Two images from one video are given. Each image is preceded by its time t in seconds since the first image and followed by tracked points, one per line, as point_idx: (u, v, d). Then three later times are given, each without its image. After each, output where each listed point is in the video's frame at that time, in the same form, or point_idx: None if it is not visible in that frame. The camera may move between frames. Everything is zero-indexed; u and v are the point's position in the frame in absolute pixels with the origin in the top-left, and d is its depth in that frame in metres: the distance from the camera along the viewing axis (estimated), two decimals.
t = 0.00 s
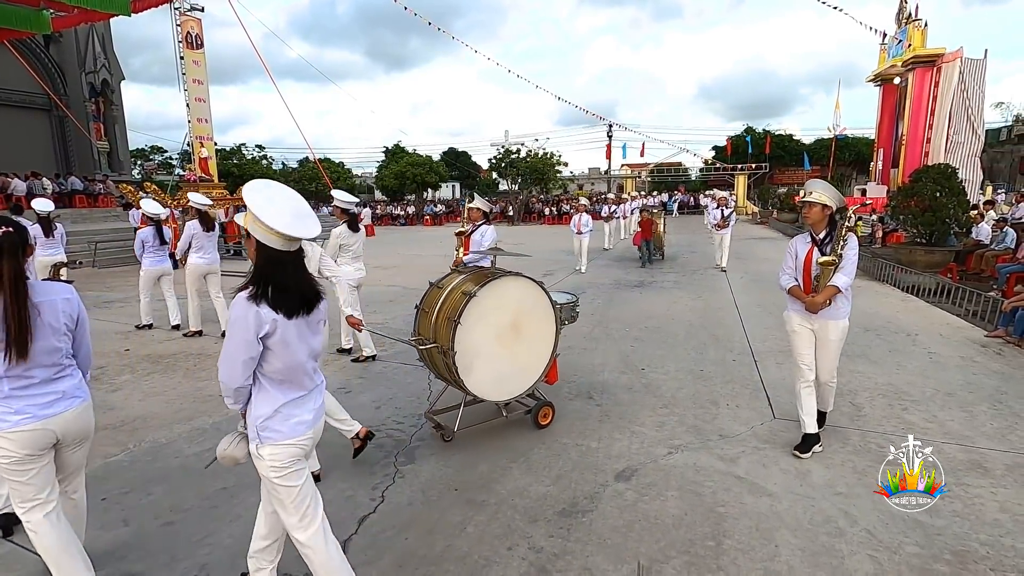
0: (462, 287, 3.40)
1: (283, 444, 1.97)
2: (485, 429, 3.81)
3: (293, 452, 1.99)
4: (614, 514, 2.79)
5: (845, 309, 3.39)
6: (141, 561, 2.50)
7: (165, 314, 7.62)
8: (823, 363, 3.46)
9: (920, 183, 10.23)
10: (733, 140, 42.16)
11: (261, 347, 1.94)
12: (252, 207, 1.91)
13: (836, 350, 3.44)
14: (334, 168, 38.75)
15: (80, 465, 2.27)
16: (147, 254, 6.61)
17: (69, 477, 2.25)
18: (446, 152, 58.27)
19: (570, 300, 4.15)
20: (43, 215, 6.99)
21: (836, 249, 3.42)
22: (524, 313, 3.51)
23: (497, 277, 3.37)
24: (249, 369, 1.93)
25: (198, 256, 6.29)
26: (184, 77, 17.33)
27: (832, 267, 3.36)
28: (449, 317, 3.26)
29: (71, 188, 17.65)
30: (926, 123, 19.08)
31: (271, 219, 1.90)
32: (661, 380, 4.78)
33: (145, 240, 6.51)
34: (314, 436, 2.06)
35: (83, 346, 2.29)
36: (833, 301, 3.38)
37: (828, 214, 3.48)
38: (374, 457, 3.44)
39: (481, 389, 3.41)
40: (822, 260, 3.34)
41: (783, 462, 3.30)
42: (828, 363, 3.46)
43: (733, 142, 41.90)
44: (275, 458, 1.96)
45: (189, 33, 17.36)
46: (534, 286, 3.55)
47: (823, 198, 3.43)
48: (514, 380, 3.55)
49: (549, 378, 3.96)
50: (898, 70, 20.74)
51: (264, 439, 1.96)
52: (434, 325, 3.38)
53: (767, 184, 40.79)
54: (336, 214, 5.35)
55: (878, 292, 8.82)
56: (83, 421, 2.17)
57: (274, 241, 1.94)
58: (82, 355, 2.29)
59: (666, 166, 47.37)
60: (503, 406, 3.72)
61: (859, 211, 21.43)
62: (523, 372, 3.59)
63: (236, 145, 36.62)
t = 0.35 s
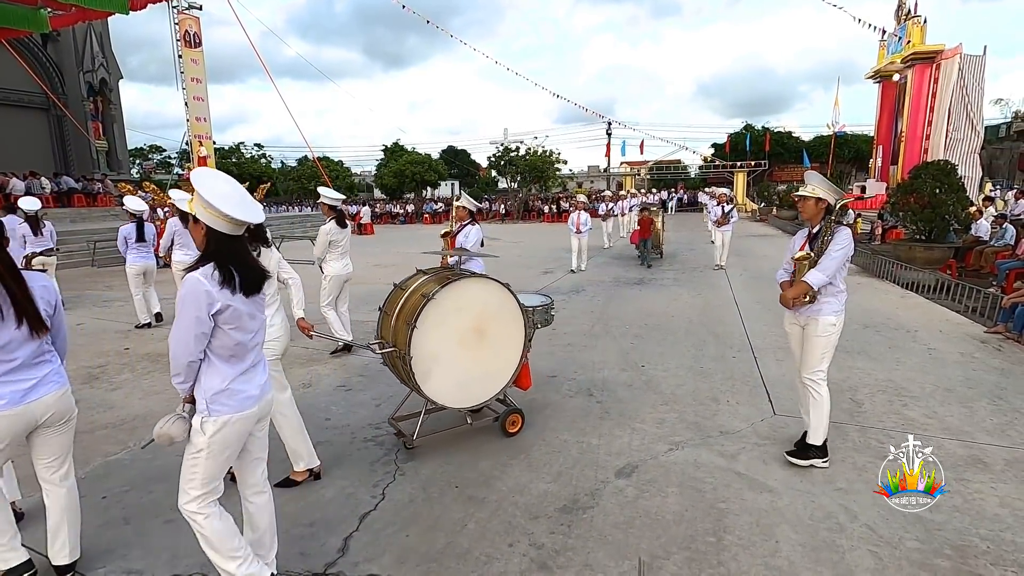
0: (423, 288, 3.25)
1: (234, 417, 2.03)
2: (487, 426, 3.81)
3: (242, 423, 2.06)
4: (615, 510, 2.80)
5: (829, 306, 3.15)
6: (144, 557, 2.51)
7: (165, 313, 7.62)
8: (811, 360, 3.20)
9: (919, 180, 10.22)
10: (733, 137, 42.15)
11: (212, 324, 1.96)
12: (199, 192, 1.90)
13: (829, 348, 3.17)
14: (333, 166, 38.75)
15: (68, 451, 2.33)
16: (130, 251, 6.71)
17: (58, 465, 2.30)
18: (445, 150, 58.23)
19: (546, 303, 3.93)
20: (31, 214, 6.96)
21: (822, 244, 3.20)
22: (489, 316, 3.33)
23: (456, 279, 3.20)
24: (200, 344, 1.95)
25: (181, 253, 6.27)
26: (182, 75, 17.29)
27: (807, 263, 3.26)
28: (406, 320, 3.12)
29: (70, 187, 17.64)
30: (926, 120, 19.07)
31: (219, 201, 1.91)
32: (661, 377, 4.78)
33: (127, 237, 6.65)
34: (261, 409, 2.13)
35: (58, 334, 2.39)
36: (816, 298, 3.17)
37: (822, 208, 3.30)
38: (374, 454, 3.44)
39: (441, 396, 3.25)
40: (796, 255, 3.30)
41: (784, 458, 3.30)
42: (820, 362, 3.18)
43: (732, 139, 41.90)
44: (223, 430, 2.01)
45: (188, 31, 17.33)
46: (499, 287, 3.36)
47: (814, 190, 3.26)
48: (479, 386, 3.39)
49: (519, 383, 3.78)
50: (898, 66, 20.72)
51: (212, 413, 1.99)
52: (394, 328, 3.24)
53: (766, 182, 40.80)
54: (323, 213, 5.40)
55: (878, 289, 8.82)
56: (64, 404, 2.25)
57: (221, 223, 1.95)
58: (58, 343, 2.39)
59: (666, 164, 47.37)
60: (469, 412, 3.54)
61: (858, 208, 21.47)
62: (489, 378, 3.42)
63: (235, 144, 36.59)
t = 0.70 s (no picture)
0: (379, 290, 3.14)
1: (174, 418, 2.03)
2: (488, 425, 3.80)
3: (182, 425, 2.06)
4: (616, 509, 2.79)
5: (811, 310, 3.13)
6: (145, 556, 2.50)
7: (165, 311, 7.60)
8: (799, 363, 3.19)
9: (921, 178, 10.19)
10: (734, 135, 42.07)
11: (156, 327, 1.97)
12: (148, 198, 1.91)
13: (819, 350, 3.13)
14: (333, 164, 38.72)
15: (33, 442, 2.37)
16: (124, 251, 6.74)
17: (22, 459, 2.33)
18: (446, 149, 58.12)
19: (523, 307, 3.71)
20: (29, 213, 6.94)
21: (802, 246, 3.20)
22: (448, 318, 3.17)
23: (410, 280, 3.05)
24: (145, 347, 1.96)
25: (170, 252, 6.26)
26: (183, 73, 17.29)
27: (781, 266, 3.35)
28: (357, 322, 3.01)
29: (71, 185, 17.64)
30: (927, 117, 19.03)
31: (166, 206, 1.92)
32: (662, 375, 4.77)
33: (120, 238, 6.69)
34: (205, 410, 2.13)
35: (15, 333, 2.43)
36: (799, 301, 3.16)
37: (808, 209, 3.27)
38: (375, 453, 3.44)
39: (396, 401, 3.11)
40: (770, 260, 3.41)
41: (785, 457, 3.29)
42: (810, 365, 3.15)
43: (734, 137, 41.83)
44: (158, 430, 2.01)
45: (188, 30, 17.31)
46: (458, 289, 3.19)
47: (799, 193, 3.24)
48: (438, 392, 3.23)
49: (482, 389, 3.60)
50: (899, 63, 20.65)
51: (150, 410, 2.01)
52: (349, 331, 3.14)
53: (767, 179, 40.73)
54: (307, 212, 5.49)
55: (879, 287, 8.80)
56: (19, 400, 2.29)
57: (172, 225, 1.95)
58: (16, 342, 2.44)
59: (667, 162, 47.30)
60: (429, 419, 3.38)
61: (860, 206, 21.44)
62: (449, 384, 3.25)
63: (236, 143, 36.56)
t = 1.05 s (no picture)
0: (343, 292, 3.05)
1: (111, 413, 2.04)
2: (489, 424, 3.80)
3: (121, 421, 2.06)
4: (621, 508, 2.78)
5: (808, 311, 3.11)
6: (149, 555, 2.49)
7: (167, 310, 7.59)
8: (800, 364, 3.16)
9: (926, 174, 10.12)
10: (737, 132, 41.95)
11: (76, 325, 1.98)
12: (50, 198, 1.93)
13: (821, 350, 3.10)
14: (335, 163, 38.72)
15: None
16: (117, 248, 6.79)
17: None
18: (448, 148, 57.96)
19: (497, 310, 3.66)
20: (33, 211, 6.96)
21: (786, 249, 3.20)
22: (412, 321, 3.07)
23: (373, 281, 2.96)
24: (67, 345, 1.97)
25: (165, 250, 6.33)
26: (186, 72, 17.31)
27: (769, 273, 3.39)
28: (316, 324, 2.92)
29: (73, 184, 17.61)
30: (932, 114, 18.94)
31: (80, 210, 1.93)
32: (666, 373, 4.75)
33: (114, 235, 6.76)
34: (146, 405, 2.13)
35: None
36: (797, 302, 3.15)
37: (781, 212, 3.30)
38: (379, 452, 3.43)
39: (356, 407, 3.02)
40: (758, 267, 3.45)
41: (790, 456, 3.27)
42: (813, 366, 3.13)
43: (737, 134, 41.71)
44: (96, 426, 2.02)
45: (190, 28, 17.30)
46: (422, 291, 3.09)
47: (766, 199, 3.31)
48: (401, 398, 3.12)
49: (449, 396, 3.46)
50: (903, 60, 20.54)
51: (86, 407, 2.03)
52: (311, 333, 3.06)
53: (771, 177, 40.58)
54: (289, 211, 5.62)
55: (884, 285, 8.75)
56: None
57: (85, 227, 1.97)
58: None
59: (670, 159, 47.22)
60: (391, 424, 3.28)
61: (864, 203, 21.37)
62: (414, 389, 3.15)
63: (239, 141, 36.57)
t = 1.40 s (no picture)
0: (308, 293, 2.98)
1: (81, 411, 2.02)
2: (492, 423, 3.79)
3: (97, 419, 2.04)
4: (625, 507, 2.77)
5: (806, 308, 3.06)
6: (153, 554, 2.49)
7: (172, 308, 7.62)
8: (791, 361, 3.09)
9: (931, 171, 10.06)
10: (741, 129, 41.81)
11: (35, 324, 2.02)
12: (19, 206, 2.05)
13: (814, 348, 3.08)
14: (339, 161, 38.76)
15: None
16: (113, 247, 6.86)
17: None
18: (451, 145, 57.83)
19: (471, 312, 3.66)
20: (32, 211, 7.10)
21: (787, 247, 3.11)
22: (380, 324, 2.99)
23: (337, 283, 2.88)
24: (28, 340, 2.10)
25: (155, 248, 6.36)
26: (188, 71, 17.33)
27: (769, 271, 3.36)
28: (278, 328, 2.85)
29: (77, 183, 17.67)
30: (937, 110, 18.83)
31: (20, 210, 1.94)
32: (670, 371, 4.73)
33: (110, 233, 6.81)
34: (118, 402, 2.08)
35: None
36: (794, 301, 3.10)
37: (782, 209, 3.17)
38: (383, 450, 3.43)
39: (322, 411, 2.96)
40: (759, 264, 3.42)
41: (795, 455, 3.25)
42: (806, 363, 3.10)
43: (741, 131, 41.57)
44: (73, 421, 2.02)
45: (194, 27, 17.30)
46: (391, 293, 3.00)
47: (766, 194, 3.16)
48: (369, 402, 3.06)
49: (424, 400, 3.42)
50: (909, 56, 20.43)
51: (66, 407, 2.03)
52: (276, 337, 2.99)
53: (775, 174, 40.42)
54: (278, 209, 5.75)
55: (890, 282, 8.71)
56: None
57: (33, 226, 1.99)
58: None
59: (673, 157, 47.11)
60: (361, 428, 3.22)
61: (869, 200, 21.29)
62: (382, 394, 3.08)
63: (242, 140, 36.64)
